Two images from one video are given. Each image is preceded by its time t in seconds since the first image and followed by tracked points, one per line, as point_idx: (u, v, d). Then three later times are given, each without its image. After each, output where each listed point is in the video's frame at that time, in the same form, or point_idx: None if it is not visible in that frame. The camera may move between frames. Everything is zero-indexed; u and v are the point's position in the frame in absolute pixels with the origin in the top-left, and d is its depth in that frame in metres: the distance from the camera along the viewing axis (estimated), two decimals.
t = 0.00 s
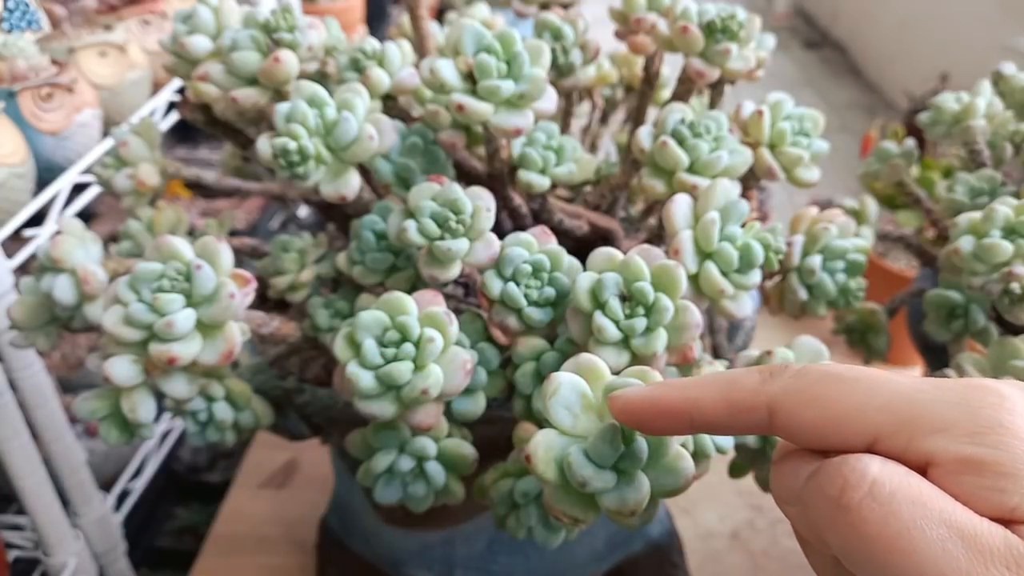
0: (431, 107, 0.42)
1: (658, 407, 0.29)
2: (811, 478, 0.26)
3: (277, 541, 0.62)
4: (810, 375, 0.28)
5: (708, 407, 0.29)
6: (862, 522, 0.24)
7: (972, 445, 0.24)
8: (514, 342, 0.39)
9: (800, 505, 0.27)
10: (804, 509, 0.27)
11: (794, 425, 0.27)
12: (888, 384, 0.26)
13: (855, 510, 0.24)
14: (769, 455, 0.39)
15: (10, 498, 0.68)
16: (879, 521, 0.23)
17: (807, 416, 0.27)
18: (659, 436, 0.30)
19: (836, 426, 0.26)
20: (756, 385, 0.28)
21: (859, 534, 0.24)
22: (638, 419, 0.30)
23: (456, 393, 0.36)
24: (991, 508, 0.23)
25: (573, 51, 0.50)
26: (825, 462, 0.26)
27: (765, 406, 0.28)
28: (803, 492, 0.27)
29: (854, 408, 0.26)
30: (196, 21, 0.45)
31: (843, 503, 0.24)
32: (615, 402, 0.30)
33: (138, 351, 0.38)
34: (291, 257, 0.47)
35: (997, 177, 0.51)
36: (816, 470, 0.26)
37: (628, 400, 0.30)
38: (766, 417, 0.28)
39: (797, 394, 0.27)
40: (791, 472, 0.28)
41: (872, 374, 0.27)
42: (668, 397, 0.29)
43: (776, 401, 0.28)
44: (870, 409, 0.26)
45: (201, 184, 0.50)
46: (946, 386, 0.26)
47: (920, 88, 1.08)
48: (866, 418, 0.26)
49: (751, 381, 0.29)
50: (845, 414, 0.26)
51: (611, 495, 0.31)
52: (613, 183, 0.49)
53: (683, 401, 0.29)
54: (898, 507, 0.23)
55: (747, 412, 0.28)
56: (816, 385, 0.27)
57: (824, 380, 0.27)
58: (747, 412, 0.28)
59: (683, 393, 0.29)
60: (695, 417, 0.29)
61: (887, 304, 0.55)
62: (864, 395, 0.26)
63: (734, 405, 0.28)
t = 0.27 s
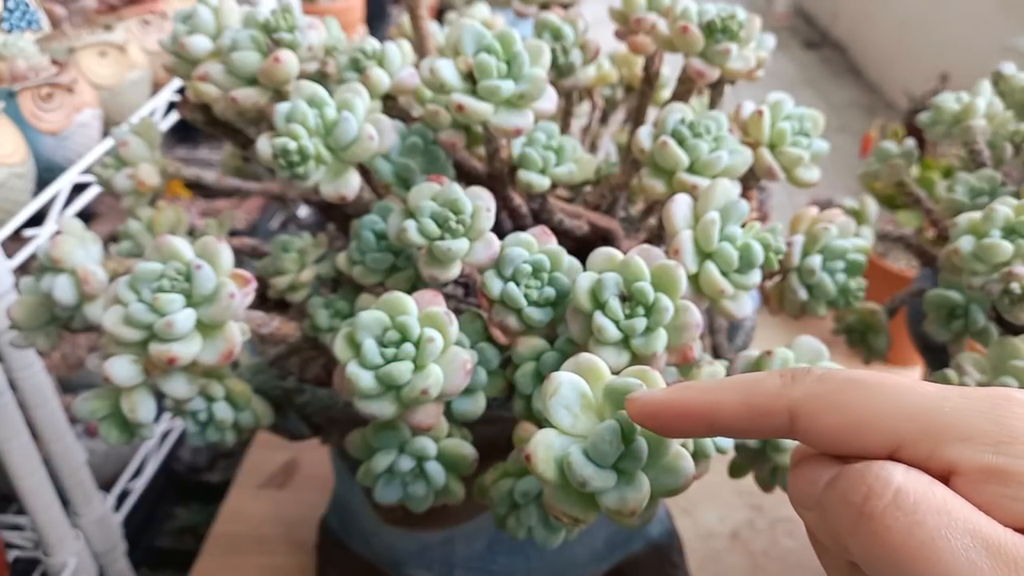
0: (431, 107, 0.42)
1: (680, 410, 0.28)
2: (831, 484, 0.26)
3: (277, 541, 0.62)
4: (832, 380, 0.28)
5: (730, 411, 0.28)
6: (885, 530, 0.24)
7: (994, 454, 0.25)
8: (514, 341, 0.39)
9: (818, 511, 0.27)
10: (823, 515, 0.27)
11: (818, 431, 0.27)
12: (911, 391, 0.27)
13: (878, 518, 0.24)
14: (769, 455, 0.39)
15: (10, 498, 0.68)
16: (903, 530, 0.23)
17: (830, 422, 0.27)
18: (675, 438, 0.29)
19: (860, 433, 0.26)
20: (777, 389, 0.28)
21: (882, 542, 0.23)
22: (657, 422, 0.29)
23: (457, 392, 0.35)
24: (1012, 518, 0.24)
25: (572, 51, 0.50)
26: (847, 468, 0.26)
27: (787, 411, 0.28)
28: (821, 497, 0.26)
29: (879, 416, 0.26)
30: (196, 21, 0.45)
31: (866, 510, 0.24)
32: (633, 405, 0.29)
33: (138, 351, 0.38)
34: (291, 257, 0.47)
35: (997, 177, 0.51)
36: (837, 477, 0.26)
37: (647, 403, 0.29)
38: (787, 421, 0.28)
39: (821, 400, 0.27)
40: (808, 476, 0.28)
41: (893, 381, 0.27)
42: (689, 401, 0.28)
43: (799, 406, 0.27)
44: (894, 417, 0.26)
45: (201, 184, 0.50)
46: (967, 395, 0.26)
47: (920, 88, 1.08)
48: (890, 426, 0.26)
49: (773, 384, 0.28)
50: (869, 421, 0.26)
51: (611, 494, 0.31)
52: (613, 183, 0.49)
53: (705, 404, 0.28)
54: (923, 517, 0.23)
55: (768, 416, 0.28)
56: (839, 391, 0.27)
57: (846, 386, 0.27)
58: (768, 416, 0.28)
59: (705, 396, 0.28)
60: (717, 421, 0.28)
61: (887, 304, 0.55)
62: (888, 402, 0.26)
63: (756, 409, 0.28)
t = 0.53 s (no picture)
0: (431, 107, 0.42)
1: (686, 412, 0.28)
2: (836, 487, 0.26)
3: (277, 541, 0.62)
4: (838, 383, 0.28)
5: (736, 412, 0.28)
6: (889, 536, 0.24)
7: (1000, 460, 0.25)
8: (514, 342, 0.39)
9: (822, 514, 0.27)
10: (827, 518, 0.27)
11: (825, 433, 0.27)
12: (918, 396, 0.27)
13: (882, 524, 0.24)
14: (769, 455, 0.39)
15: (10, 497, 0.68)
16: (908, 536, 0.23)
17: (837, 425, 0.27)
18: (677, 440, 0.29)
19: (866, 436, 0.26)
20: (783, 392, 0.28)
21: (886, 547, 0.23)
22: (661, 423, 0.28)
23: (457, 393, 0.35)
24: (1018, 525, 0.25)
25: (572, 51, 0.50)
26: (852, 471, 0.26)
27: (793, 413, 0.27)
28: (825, 500, 0.26)
29: (886, 420, 0.26)
30: (196, 20, 0.45)
31: (870, 515, 0.24)
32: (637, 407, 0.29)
33: (138, 351, 0.38)
34: (291, 257, 0.47)
35: (997, 176, 0.51)
36: (842, 480, 0.26)
37: (651, 404, 0.29)
38: (792, 423, 0.28)
39: (828, 403, 0.27)
40: (812, 479, 0.28)
41: (899, 385, 0.27)
42: (694, 402, 0.28)
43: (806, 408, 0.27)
44: (902, 421, 0.26)
45: (201, 184, 0.50)
46: (972, 400, 0.27)
47: (920, 88, 1.08)
48: (897, 430, 0.26)
49: (779, 387, 0.28)
50: (876, 424, 0.26)
51: (610, 495, 0.31)
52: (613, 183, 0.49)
53: (711, 406, 0.28)
54: (928, 523, 0.23)
55: (773, 418, 0.28)
56: (846, 394, 0.27)
57: (853, 389, 0.27)
58: (774, 418, 0.28)
59: (712, 398, 0.28)
60: (722, 423, 0.28)
61: (887, 304, 0.56)
62: (896, 407, 0.26)
63: (762, 411, 0.28)
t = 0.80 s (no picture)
0: (431, 107, 0.42)
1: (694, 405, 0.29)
2: (844, 480, 0.26)
3: (277, 541, 0.62)
4: (849, 376, 0.28)
5: (743, 404, 0.29)
6: (898, 531, 0.23)
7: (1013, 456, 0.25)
8: (514, 342, 0.39)
9: (830, 508, 0.27)
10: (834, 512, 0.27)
11: (832, 426, 0.27)
12: (931, 390, 0.27)
13: (891, 518, 0.24)
14: (769, 455, 0.39)
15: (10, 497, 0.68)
16: (918, 531, 0.23)
17: (846, 417, 0.27)
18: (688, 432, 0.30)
19: (876, 429, 0.27)
20: (793, 384, 0.28)
21: (895, 542, 0.23)
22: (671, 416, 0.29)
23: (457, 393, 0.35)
24: None
25: (572, 51, 0.50)
26: (861, 464, 0.26)
27: (801, 405, 0.28)
28: (833, 494, 0.27)
29: (897, 413, 0.26)
30: (196, 20, 0.45)
31: (880, 510, 0.24)
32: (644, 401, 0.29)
33: (138, 351, 0.37)
34: (291, 257, 0.47)
35: (997, 177, 0.51)
36: (851, 473, 0.26)
37: (658, 398, 0.29)
38: (801, 415, 0.28)
39: (837, 396, 0.27)
40: (823, 471, 0.28)
41: (911, 379, 0.27)
42: (701, 396, 0.29)
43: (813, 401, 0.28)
44: (913, 415, 0.26)
45: (201, 184, 0.50)
46: (987, 395, 0.27)
47: (920, 89, 1.08)
48: (907, 424, 0.26)
49: (788, 379, 0.29)
50: (886, 418, 0.26)
51: (611, 495, 0.31)
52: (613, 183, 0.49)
53: (718, 399, 0.29)
54: (938, 519, 0.23)
55: (782, 409, 0.28)
56: (856, 387, 0.27)
57: (864, 382, 0.27)
58: (782, 410, 0.28)
59: (719, 392, 0.29)
60: (730, 416, 0.29)
61: (887, 304, 0.56)
62: (908, 400, 0.27)
63: (770, 403, 0.28)
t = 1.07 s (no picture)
0: (431, 107, 0.42)
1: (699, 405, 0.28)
2: (851, 479, 0.26)
3: (277, 541, 0.62)
4: (856, 375, 0.28)
5: (749, 404, 0.28)
6: (906, 531, 0.23)
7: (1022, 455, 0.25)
8: (514, 342, 0.39)
9: (837, 507, 0.27)
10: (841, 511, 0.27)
11: (840, 425, 0.27)
12: (938, 389, 0.27)
13: (899, 518, 0.24)
14: (769, 456, 0.39)
15: (10, 497, 0.68)
16: (925, 531, 0.23)
17: (854, 416, 0.27)
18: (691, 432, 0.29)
19: (884, 428, 0.27)
20: (799, 382, 0.28)
21: (903, 542, 0.23)
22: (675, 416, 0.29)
23: (456, 392, 0.35)
24: None
25: (572, 51, 0.50)
26: (867, 464, 0.26)
27: (808, 404, 0.28)
28: (840, 492, 0.26)
29: (905, 412, 0.26)
30: (196, 20, 0.45)
31: (887, 509, 0.24)
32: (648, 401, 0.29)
33: (138, 351, 0.37)
34: (291, 257, 0.47)
35: (997, 176, 0.51)
36: (858, 472, 0.26)
37: (661, 399, 0.29)
38: (808, 414, 0.28)
39: (844, 395, 0.27)
40: (828, 470, 0.28)
41: (918, 378, 0.27)
42: (707, 395, 0.28)
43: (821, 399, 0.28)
44: (920, 414, 0.26)
45: (201, 184, 0.50)
46: (993, 393, 0.27)
47: (920, 89, 1.08)
48: (914, 423, 0.26)
49: (794, 378, 0.28)
50: (894, 417, 0.26)
51: (611, 494, 0.31)
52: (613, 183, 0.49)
53: (723, 399, 0.28)
54: (945, 518, 0.23)
55: (788, 408, 0.28)
56: (863, 386, 0.27)
57: (871, 381, 0.27)
58: (788, 409, 0.28)
59: (726, 392, 0.28)
60: (735, 415, 0.28)
61: (887, 304, 0.56)
62: (915, 399, 0.27)
63: (776, 403, 0.28)
